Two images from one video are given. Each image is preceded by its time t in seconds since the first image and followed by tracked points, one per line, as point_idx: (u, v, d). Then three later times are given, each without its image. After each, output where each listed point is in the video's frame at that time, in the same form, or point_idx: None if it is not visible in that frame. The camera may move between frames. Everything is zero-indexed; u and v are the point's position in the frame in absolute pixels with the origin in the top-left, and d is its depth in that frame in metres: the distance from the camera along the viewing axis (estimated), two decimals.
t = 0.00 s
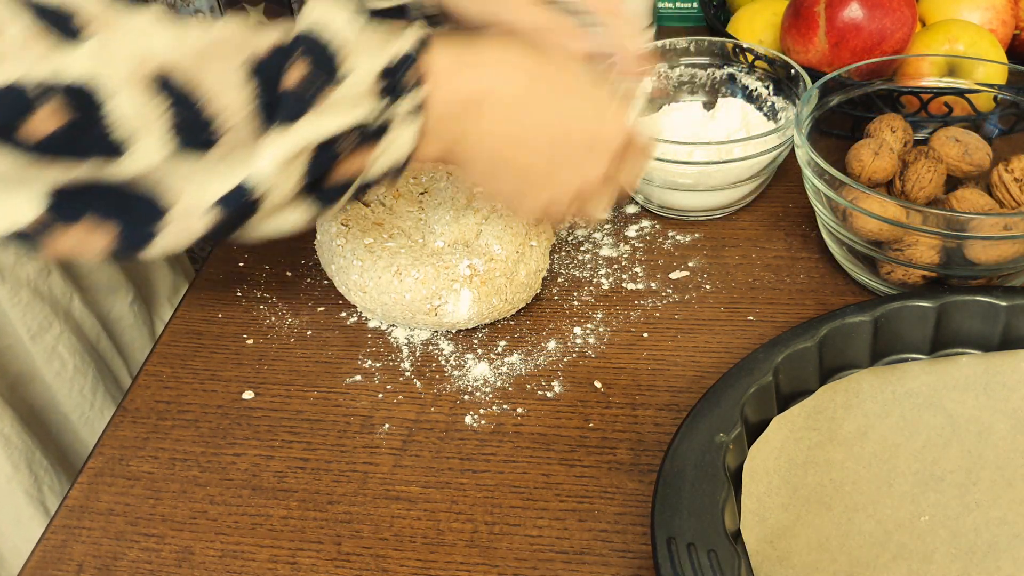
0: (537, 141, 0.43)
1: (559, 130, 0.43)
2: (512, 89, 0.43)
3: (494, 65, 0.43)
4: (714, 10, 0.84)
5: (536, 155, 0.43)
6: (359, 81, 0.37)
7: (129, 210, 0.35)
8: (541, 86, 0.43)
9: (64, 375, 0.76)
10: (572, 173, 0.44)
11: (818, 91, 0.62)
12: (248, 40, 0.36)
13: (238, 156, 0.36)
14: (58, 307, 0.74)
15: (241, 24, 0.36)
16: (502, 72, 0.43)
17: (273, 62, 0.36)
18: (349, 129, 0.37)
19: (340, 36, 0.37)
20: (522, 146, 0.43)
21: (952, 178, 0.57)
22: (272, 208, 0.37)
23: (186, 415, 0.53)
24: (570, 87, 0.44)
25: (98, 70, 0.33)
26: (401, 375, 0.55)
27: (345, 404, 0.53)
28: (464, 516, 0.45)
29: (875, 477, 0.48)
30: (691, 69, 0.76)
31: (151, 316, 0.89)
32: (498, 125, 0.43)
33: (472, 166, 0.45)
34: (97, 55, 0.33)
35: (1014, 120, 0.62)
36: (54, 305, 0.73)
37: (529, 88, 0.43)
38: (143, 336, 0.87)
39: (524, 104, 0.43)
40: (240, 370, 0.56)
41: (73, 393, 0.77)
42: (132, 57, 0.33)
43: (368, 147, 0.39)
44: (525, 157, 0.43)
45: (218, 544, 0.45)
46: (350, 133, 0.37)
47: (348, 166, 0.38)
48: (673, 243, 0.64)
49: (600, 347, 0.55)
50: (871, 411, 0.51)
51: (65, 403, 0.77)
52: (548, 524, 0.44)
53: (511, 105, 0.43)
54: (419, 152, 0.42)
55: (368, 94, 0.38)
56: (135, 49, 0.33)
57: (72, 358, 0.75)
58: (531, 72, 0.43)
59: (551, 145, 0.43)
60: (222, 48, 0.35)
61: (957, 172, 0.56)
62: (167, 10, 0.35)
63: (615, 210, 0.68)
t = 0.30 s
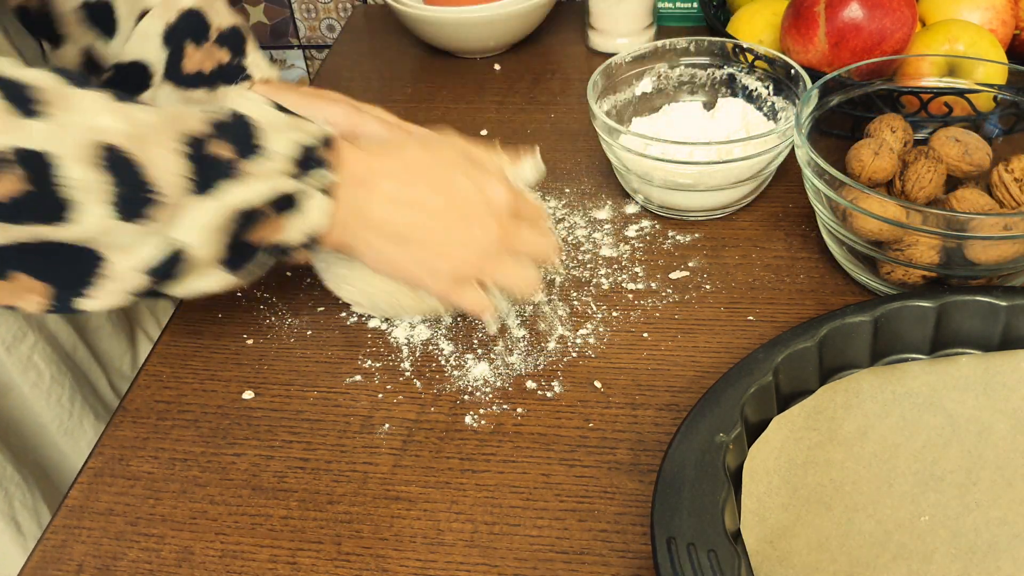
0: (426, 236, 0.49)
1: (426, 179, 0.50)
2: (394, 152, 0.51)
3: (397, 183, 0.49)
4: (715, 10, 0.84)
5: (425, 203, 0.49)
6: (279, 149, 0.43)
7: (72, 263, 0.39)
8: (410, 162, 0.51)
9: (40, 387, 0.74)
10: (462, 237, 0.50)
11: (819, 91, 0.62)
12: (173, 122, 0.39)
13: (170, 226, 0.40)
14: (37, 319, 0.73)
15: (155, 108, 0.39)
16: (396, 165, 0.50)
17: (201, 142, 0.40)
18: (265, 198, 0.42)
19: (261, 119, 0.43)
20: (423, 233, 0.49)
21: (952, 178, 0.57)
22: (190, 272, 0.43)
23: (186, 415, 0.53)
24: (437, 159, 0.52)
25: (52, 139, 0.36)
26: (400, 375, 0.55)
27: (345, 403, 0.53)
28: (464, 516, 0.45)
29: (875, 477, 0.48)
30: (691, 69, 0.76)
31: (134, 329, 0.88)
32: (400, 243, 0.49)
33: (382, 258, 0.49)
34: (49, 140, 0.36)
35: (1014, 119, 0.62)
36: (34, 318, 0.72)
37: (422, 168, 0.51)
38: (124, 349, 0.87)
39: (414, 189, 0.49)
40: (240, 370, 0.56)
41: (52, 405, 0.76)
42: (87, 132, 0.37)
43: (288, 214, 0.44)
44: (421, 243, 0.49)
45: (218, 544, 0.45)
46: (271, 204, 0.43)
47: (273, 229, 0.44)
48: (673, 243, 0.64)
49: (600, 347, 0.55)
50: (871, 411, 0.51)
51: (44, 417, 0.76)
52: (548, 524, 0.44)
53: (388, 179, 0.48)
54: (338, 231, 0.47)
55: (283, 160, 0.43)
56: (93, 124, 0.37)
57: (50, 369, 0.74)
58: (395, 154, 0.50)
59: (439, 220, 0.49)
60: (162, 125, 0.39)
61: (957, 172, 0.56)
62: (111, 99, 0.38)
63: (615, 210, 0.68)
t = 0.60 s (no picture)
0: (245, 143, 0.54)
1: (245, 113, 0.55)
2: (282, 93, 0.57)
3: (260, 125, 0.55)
4: (715, 10, 0.84)
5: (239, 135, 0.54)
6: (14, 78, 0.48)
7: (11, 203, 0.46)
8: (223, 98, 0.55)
9: (24, 398, 0.72)
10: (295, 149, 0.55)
11: (819, 91, 0.62)
12: None
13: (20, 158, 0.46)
14: (16, 328, 0.71)
15: None
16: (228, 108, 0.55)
17: None
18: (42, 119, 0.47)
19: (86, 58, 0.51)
20: (318, 151, 0.55)
21: (952, 177, 0.57)
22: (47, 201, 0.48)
23: (186, 415, 0.53)
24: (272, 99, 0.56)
25: None
26: (400, 375, 0.55)
27: (345, 404, 0.53)
28: (464, 516, 0.45)
29: (875, 477, 0.48)
30: (691, 69, 0.76)
31: (119, 341, 0.87)
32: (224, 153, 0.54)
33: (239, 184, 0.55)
34: None
35: (1014, 119, 0.62)
36: (13, 326, 0.71)
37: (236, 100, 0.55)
38: (108, 361, 0.85)
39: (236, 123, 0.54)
40: (240, 370, 0.56)
41: (35, 417, 0.74)
42: None
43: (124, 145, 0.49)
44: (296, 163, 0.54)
45: (218, 544, 0.45)
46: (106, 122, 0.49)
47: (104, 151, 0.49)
48: (672, 243, 0.64)
49: (600, 346, 0.55)
50: (871, 411, 0.51)
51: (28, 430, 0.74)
52: (548, 524, 0.44)
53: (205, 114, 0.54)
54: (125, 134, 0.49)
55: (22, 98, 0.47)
56: None
57: (31, 379, 0.72)
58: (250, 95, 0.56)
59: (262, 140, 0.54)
60: None
61: (957, 172, 0.56)
62: None
63: (615, 210, 0.68)
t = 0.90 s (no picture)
0: (467, 247, 0.48)
1: (456, 212, 0.49)
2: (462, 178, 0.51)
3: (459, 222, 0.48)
4: (715, 11, 0.84)
5: (470, 213, 0.49)
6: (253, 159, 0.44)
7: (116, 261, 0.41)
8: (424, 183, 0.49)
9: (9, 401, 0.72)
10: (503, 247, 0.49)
11: (818, 91, 0.62)
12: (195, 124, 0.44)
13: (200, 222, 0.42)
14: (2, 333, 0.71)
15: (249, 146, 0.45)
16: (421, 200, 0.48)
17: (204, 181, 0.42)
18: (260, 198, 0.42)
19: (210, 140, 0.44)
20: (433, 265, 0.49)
21: (952, 178, 0.57)
22: (146, 280, 0.42)
23: (186, 415, 0.53)
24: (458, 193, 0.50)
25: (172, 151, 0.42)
26: (401, 375, 0.55)
27: (345, 403, 0.53)
28: (464, 516, 0.45)
29: (875, 477, 0.48)
30: (691, 69, 0.76)
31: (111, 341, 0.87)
32: (431, 236, 0.46)
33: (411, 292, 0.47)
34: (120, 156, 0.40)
35: (1014, 120, 0.61)
36: None
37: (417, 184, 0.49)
38: (99, 363, 0.85)
39: (416, 212, 0.47)
40: (240, 370, 0.56)
41: (20, 421, 0.74)
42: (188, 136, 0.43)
43: (345, 248, 0.44)
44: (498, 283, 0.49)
45: (218, 544, 0.45)
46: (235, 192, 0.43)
47: (319, 257, 0.44)
48: (672, 243, 0.64)
49: (600, 347, 0.55)
50: (871, 411, 0.51)
51: (11, 434, 0.74)
52: (548, 524, 0.44)
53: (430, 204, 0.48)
54: (338, 221, 0.44)
55: (281, 191, 0.43)
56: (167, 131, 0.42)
57: (15, 383, 0.72)
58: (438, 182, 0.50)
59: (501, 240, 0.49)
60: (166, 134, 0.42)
61: (957, 172, 0.56)
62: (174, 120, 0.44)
63: (615, 210, 0.68)
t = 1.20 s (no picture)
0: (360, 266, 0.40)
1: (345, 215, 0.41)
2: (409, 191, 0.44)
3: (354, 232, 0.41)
4: (714, 11, 0.85)
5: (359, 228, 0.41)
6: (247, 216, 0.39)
7: None
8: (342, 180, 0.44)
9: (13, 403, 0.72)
10: (432, 276, 0.40)
11: (818, 91, 0.62)
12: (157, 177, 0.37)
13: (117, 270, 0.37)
14: None
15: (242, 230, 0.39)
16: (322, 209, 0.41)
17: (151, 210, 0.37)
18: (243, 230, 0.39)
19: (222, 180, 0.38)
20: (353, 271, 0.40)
21: (952, 178, 0.57)
22: None
23: (186, 415, 0.53)
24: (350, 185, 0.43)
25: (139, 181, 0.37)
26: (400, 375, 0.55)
27: (345, 403, 0.53)
28: (464, 516, 0.45)
29: (875, 477, 0.48)
30: (691, 69, 0.76)
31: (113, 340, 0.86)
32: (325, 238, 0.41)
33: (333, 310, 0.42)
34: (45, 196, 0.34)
35: (1014, 119, 0.61)
36: None
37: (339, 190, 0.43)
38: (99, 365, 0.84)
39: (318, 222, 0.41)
40: (240, 370, 0.56)
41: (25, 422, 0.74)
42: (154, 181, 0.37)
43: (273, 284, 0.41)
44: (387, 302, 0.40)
45: (218, 543, 0.45)
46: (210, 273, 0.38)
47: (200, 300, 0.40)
48: (672, 243, 0.64)
49: (600, 347, 0.55)
50: (871, 411, 0.51)
51: (7, 434, 0.73)
52: (548, 523, 0.44)
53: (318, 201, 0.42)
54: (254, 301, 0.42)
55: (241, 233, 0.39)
56: (164, 166, 0.38)
57: (10, 383, 0.71)
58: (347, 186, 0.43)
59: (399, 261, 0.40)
60: (136, 174, 0.37)
61: (957, 172, 0.56)
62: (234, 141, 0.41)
63: (615, 210, 0.68)
